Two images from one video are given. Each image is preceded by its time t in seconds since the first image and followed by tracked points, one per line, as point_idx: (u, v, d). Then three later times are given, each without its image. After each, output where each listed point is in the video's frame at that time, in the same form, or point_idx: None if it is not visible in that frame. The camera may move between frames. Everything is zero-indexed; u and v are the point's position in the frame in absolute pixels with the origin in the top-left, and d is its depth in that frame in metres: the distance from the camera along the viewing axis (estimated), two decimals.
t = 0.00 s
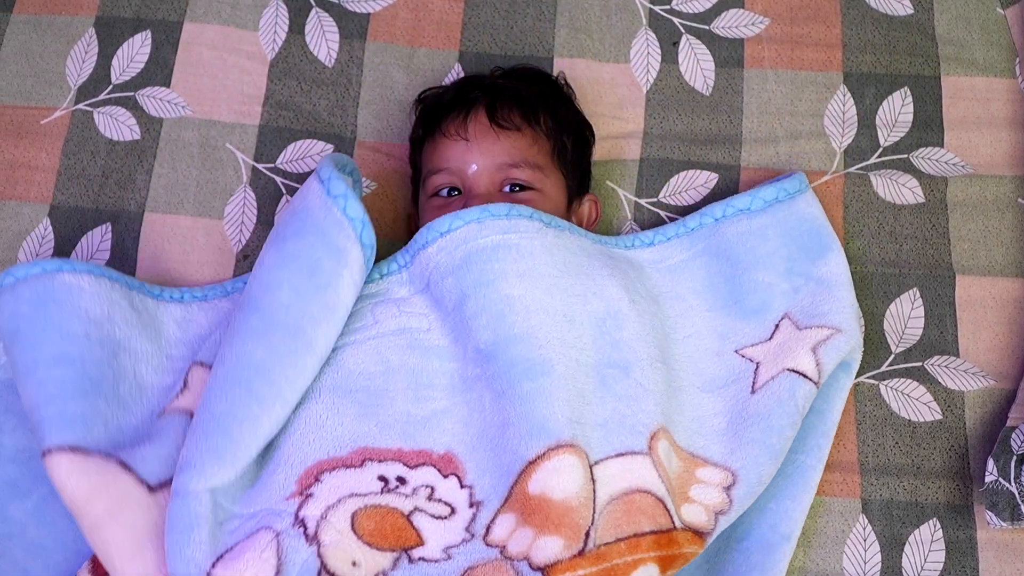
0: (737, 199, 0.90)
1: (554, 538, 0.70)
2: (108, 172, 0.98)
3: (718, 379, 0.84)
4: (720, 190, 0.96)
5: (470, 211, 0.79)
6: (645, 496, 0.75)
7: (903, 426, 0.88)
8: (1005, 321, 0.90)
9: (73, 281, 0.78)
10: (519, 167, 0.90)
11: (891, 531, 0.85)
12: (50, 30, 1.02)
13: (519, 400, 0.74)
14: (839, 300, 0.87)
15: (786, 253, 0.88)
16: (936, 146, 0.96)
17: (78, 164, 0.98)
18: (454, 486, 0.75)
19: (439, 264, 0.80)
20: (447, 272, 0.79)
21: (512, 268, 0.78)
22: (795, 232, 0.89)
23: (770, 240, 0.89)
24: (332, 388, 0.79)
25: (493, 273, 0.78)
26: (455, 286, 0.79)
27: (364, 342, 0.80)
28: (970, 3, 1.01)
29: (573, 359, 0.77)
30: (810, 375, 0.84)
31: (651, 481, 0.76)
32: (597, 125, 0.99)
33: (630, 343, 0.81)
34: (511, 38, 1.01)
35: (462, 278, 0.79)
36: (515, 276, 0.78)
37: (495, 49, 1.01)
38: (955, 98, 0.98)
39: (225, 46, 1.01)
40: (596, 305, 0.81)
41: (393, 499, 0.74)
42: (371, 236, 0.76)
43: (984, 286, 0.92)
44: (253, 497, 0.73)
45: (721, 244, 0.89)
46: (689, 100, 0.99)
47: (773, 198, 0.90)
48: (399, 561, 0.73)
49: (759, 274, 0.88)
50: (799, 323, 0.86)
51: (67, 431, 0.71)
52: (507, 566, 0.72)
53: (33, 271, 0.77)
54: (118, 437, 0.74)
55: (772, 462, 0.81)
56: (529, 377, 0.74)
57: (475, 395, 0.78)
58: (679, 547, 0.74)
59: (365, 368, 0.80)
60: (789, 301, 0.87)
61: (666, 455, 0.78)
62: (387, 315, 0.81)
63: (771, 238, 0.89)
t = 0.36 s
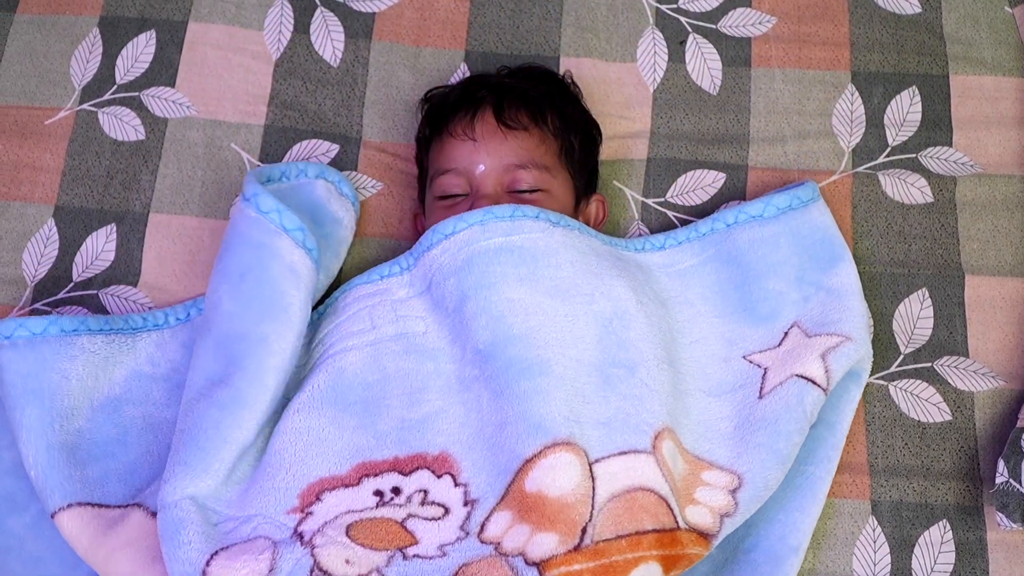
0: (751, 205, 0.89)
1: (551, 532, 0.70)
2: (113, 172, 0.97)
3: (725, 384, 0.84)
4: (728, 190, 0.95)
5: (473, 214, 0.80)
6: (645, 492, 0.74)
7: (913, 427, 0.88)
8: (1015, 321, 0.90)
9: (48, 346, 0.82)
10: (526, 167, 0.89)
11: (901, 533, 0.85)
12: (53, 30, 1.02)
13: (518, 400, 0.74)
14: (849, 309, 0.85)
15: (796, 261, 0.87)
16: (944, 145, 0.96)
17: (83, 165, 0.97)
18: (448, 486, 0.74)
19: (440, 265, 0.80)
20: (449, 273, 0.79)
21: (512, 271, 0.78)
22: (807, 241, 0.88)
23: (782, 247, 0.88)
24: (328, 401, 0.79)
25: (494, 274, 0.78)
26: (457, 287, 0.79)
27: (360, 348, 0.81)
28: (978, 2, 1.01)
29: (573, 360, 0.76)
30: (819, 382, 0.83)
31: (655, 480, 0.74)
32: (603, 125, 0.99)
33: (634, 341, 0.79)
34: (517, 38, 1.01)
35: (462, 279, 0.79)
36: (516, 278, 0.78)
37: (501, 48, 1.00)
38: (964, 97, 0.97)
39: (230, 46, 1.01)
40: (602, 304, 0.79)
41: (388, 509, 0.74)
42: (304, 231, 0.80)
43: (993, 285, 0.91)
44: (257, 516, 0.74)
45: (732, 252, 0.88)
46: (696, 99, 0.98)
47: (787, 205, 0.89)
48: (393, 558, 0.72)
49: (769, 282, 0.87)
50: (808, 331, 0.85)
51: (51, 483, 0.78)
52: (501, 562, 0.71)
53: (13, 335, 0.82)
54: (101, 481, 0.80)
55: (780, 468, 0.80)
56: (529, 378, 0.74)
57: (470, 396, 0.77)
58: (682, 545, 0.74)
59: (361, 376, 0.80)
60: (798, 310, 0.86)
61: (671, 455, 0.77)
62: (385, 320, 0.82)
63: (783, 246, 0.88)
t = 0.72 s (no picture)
0: (765, 217, 0.88)
1: (561, 538, 0.69)
2: (116, 173, 0.96)
3: (732, 395, 0.83)
4: (735, 190, 0.95)
5: (487, 217, 0.79)
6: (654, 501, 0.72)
7: (922, 430, 0.87)
8: None
9: (44, 352, 0.82)
10: (531, 168, 0.89)
11: (910, 536, 0.85)
12: (55, 30, 1.01)
13: (530, 407, 0.73)
14: (861, 325, 0.84)
15: (808, 276, 0.86)
16: (953, 145, 0.95)
17: (86, 166, 0.97)
18: (457, 491, 0.74)
19: (453, 267, 0.80)
20: (461, 277, 0.79)
21: (523, 275, 0.77)
22: (820, 256, 0.87)
23: (794, 261, 0.87)
24: (336, 408, 0.79)
25: (503, 277, 0.78)
26: (469, 290, 0.79)
27: (369, 351, 0.81)
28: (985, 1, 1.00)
29: (585, 365, 0.75)
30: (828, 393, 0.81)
31: (666, 489, 0.73)
32: (609, 125, 0.98)
33: (649, 347, 0.78)
34: (522, 37, 1.00)
35: (473, 282, 0.78)
36: (527, 283, 0.77)
37: (506, 48, 1.00)
38: (972, 97, 0.97)
39: (234, 45, 1.00)
40: (615, 309, 0.79)
41: (397, 514, 0.73)
42: (209, 230, 0.80)
43: (1002, 287, 0.91)
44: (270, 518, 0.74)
45: (744, 264, 0.87)
46: (703, 99, 0.98)
47: (801, 219, 0.88)
48: (401, 559, 0.71)
49: (779, 297, 0.86)
50: (817, 345, 0.84)
51: (52, 487, 0.77)
52: (510, 567, 0.70)
53: (11, 343, 0.82)
54: (105, 485, 0.79)
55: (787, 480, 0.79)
56: (539, 384, 0.74)
57: (479, 398, 0.77)
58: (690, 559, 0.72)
59: (369, 380, 0.80)
60: (808, 325, 0.85)
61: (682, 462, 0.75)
62: (394, 323, 0.82)
63: (795, 261, 0.87)
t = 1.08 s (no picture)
0: (782, 243, 0.86)
1: (559, 558, 0.69)
2: (119, 175, 0.96)
3: (738, 415, 0.81)
4: (743, 191, 0.94)
5: (504, 226, 0.78)
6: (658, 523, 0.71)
7: (931, 432, 0.86)
8: None
9: (37, 361, 0.82)
10: (526, 170, 0.88)
11: (921, 539, 0.84)
12: (58, 30, 1.00)
13: (539, 424, 0.73)
14: (872, 358, 0.83)
15: (822, 306, 0.85)
16: (961, 146, 0.95)
17: (89, 167, 0.96)
18: (460, 500, 0.73)
19: (465, 274, 0.79)
20: (475, 285, 0.79)
21: (537, 286, 0.77)
22: (834, 285, 0.85)
23: (808, 290, 0.85)
24: (340, 411, 0.79)
25: (513, 285, 0.77)
26: (483, 300, 0.78)
27: (376, 354, 0.81)
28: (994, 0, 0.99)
29: (594, 380, 0.74)
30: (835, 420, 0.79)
31: (668, 511, 0.72)
32: (616, 126, 0.97)
33: (660, 364, 0.77)
34: (528, 37, 0.99)
35: (485, 290, 0.78)
36: (540, 294, 0.76)
37: (512, 48, 0.99)
38: (981, 98, 0.96)
39: (238, 45, 0.99)
40: (629, 325, 0.77)
41: (399, 522, 0.73)
42: (173, 256, 0.82)
43: (1012, 288, 0.90)
44: (275, 522, 0.74)
45: (758, 289, 0.85)
46: (710, 99, 0.97)
47: (819, 246, 0.85)
48: (400, 569, 0.70)
49: (792, 328, 0.84)
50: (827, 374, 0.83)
51: (54, 492, 0.78)
52: None
53: (6, 356, 0.83)
54: (110, 489, 0.79)
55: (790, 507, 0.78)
56: (547, 398, 0.73)
57: (487, 404, 0.76)
58: None
59: (374, 386, 0.79)
60: (818, 355, 0.84)
61: (688, 484, 0.74)
62: (402, 325, 0.81)
63: (810, 289, 0.85)
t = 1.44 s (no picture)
0: (796, 271, 0.84)
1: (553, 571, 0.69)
2: (120, 174, 0.95)
3: (744, 442, 0.81)
4: (750, 190, 0.93)
5: (527, 234, 0.78)
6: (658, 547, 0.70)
7: (940, 433, 0.86)
8: None
9: (34, 374, 0.84)
10: (508, 173, 0.85)
11: (929, 541, 0.83)
12: (57, 27, 0.99)
13: (549, 439, 0.72)
14: (882, 394, 0.81)
15: (834, 339, 0.83)
16: (969, 145, 0.94)
17: (89, 166, 0.95)
18: (466, 508, 0.73)
19: (483, 277, 0.78)
20: (491, 289, 0.78)
21: (555, 297, 0.76)
22: (847, 317, 0.83)
23: (820, 321, 0.83)
24: (349, 415, 0.79)
25: (530, 293, 0.76)
26: (499, 304, 0.77)
27: (385, 355, 0.80)
28: None
29: (604, 397, 0.73)
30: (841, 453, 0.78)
31: (671, 535, 0.70)
32: (621, 124, 0.97)
33: (677, 377, 0.75)
34: (533, 35, 0.99)
35: (501, 295, 0.77)
36: (556, 305, 0.76)
37: (516, 46, 0.98)
38: (988, 96, 0.95)
39: (240, 43, 0.98)
40: (645, 344, 0.75)
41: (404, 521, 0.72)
42: (172, 262, 0.81)
43: (1020, 288, 0.89)
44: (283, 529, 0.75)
45: (769, 319, 0.84)
46: (717, 98, 0.96)
47: (833, 278, 0.83)
48: None
49: (802, 361, 0.83)
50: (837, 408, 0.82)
51: (58, 498, 0.79)
52: None
53: (4, 369, 0.84)
54: (117, 493, 0.80)
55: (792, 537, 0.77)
56: (557, 409, 0.72)
57: (497, 408, 0.75)
58: None
59: (382, 392, 0.79)
60: (827, 390, 0.83)
61: (695, 510, 0.72)
62: (412, 326, 0.80)
63: (822, 322, 0.83)
